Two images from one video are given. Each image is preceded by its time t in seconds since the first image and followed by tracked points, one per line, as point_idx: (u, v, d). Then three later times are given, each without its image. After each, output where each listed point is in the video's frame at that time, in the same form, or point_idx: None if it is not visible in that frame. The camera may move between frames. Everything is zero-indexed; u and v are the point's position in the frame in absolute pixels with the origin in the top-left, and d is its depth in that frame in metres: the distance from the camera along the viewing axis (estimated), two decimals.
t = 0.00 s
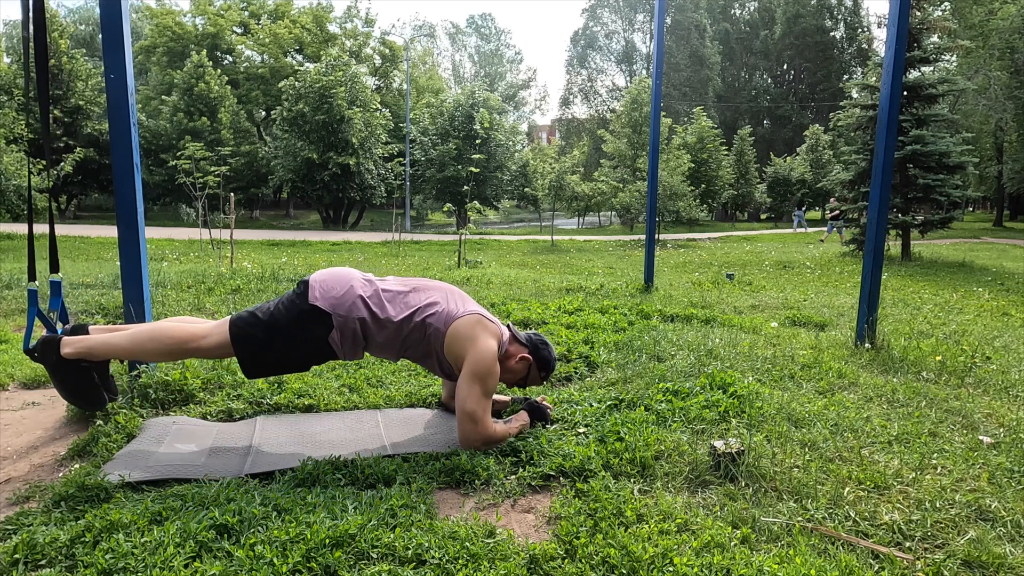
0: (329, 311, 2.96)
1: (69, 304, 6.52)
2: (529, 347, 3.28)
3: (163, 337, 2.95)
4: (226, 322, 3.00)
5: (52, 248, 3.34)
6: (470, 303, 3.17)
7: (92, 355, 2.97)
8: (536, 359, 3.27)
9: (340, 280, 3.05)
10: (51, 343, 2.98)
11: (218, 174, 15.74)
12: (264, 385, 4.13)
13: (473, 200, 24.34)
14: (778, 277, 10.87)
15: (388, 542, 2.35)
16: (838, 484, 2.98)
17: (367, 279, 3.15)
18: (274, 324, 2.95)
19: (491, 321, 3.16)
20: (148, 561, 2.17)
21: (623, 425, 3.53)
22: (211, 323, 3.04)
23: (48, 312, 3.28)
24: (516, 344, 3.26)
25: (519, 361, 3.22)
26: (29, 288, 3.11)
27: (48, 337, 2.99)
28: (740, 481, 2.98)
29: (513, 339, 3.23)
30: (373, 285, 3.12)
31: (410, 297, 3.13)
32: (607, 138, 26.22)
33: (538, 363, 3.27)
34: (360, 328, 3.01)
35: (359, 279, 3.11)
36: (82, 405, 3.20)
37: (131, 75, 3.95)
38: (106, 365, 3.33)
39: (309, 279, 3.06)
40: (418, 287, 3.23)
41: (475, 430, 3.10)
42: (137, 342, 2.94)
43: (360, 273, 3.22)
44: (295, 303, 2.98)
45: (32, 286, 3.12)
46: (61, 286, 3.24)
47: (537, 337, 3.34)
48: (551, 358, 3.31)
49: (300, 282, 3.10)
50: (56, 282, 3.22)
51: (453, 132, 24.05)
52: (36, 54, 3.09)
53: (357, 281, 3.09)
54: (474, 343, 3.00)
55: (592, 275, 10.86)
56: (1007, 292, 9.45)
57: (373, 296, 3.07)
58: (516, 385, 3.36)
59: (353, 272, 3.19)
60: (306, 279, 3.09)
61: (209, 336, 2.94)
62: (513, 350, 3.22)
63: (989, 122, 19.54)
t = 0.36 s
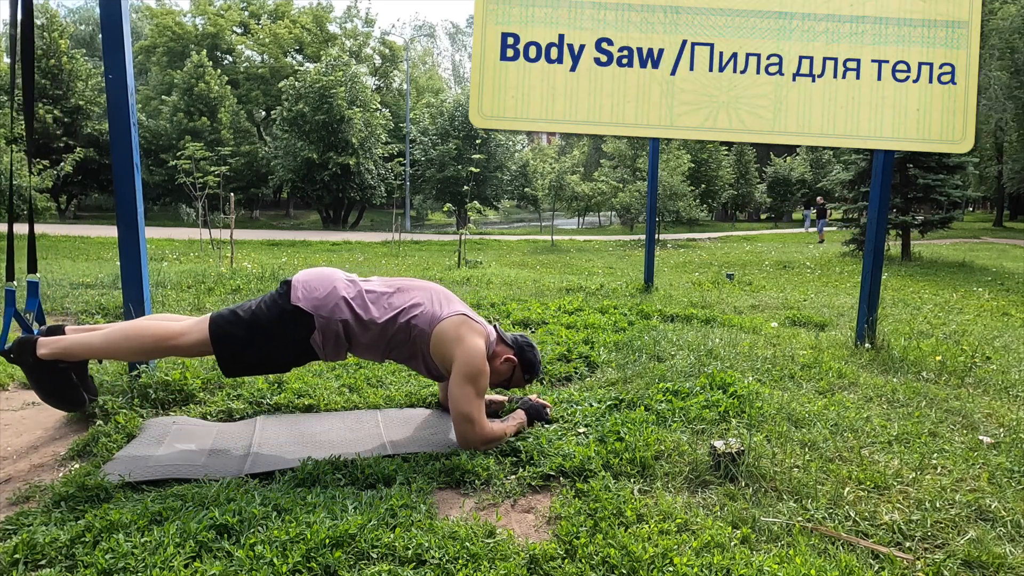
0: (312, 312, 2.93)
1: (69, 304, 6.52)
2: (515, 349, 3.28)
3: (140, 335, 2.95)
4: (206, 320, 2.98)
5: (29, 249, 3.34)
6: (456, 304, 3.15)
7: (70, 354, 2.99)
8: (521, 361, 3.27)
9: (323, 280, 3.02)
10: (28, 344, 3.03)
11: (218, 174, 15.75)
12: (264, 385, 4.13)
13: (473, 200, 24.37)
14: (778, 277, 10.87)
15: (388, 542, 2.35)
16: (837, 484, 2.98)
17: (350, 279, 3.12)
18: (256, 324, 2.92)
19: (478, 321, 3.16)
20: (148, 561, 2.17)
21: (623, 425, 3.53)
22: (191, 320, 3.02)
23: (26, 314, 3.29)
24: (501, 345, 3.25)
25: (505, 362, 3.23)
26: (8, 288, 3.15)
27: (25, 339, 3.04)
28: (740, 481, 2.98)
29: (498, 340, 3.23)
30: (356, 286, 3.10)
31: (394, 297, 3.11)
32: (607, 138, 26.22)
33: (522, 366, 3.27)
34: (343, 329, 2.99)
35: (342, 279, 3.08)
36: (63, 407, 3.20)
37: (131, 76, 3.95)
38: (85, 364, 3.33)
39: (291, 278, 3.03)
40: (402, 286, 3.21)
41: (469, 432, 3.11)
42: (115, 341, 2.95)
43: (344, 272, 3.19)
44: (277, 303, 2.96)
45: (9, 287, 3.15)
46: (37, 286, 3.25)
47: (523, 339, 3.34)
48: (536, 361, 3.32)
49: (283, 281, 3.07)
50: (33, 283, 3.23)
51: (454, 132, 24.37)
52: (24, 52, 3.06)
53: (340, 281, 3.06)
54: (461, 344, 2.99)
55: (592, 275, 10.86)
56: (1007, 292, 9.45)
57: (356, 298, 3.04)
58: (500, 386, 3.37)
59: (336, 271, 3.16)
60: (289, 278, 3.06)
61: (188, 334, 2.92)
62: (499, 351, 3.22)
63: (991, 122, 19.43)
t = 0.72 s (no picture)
0: (300, 319, 2.95)
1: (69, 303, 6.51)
2: (507, 351, 3.28)
3: (126, 339, 2.93)
4: (194, 325, 2.99)
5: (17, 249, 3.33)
6: (446, 307, 3.15)
7: (56, 357, 2.95)
8: (513, 364, 3.27)
9: (310, 287, 3.03)
10: (13, 344, 2.95)
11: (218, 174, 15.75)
12: (264, 386, 4.12)
13: (473, 200, 24.40)
14: (778, 277, 10.87)
15: (388, 542, 2.35)
16: (838, 484, 2.98)
17: (338, 286, 3.14)
18: (243, 330, 2.93)
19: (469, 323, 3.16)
20: (148, 561, 2.17)
21: (623, 425, 3.53)
22: (178, 324, 3.03)
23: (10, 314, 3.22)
24: (493, 348, 3.26)
25: (496, 364, 3.23)
26: None
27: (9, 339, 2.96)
28: (740, 481, 2.98)
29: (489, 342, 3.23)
30: (344, 292, 3.11)
31: (383, 302, 3.11)
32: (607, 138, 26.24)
33: (513, 369, 3.27)
34: (331, 336, 3.00)
35: (330, 286, 3.09)
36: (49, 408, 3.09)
37: (131, 75, 3.95)
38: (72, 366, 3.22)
39: (280, 286, 3.05)
40: (392, 290, 3.22)
41: (465, 433, 3.10)
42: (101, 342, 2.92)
43: (333, 279, 3.20)
44: (264, 309, 2.97)
45: None
46: (22, 288, 3.25)
47: (515, 342, 3.34)
48: (528, 364, 3.31)
49: (272, 288, 3.08)
50: (19, 283, 3.24)
51: (453, 132, 24.35)
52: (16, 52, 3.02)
53: (329, 288, 3.08)
54: (452, 347, 3.00)
55: (591, 275, 10.87)
56: (1007, 292, 9.45)
57: (344, 305, 3.05)
58: (493, 389, 3.37)
59: (325, 278, 3.18)
60: (277, 285, 3.07)
61: (173, 338, 2.93)
62: (491, 353, 3.22)
63: (991, 122, 19.41)
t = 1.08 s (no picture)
0: (292, 330, 2.95)
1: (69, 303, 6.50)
2: (502, 352, 3.27)
3: (119, 343, 2.94)
4: (186, 333, 2.98)
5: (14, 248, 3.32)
6: (439, 311, 3.14)
7: (48, 357, 2.94)
8: (509, 365, 3.27)
9: (302, 297, 3.03)
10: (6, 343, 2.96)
11: (218, 174, 15.75)
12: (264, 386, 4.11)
13: (473, 200, 24.41)
14: (778, 277, 10.87)
15: (388, 542, 2.35)
16: (838, 484, 2.98)
17: (331, 295, 3.13)
18: (235, 341, 2.93)
19: (464, 324, 3.16)
20: (148, 561, 2.17)
21: (623, 425, 3.53)
22: (171, 332, 3.03)
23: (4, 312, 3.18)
24: (489, 348, 3.26)
25: (492, 365, 3.23)
26: None
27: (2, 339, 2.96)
28: (740, 481, 2.98)
29: (485, 343, 3.23)
30: (337, 300, 3.11)
31: (376, 309, 3.11)
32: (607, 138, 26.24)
33: (510, 369, 3.27)
34: (324, 345, 2.99)
35: (322, 295, 3.09)
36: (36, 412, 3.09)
37: (131, 75, 3.95)
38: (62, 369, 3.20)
39: (272, 296, 3.04)
40: (385, 296, 3.21)
41: (463, 434, 3.10)
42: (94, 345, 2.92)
43: (326, 288, 3.19)
44: (255, 320, 2.96)
45: None
46: (20, 286, 3.22)
47: (511, 343, 3.33)
48: (525, 364, 3.31)
49: (264, 298, 3.08)
50: (16, 281, 3.20)
51: (453, 132, 24.35)
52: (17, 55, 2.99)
53: (321, 298, 3.07)
54: (447, 349, 2.99)
55: (592, 275, 10.87)
56: (1006, 292, 9.45)
57: (337, 315, 3.04)
58: (490, 389, 3.37)
59: (317, 287, 3.17)
60: (270, 295, 3.07)
61: (165, 346, 2.93)
62: (487, 354, 3.22)
63: (991, 122, 19.38)
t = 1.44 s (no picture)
0: (304, 339, 2.97)
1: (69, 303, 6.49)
2: (515, 348, 3.27)
3: (134, 347, 2.96)
4: (199, 341, 3.01)
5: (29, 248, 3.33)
6: (449, 312, 3.14)
7: (64, 360, 2.97)
8: (523, 360, 3.27)
9: (312, 305, 3.06)
10: (24, 344, 2.98)
11: (218, 174, 15.74)
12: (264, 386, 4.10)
13: (473, 200, 24.42)
14: (778, 277, 10.87)
15: (388, 542, 2.35)
16: (837, 484, 2.98)
17: (342, 302, 3.15)
18: (249, 349, 2.96)
19: (475, 323, 3.17)
20: (148, 561, 2.17)
21: (623, 425, 3.53)
22: (185, 337, 3.06)
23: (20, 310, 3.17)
24: (501, 345, 3.26)
25: (505, 361, 3.23)
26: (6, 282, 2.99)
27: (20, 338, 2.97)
28: (740, 481, 2.98)
29: (496, 341, 3.23)
30: (348, 306, 3.13)
31: (387, 313, 3.12)
32: (607, 138, 26.24)
33: (523, 365, 3.27)
34: (336, 354, 3.02)
35: (332, 302, 3.11)
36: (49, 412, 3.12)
37: (131, 75, 3.95)
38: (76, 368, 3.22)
39: (284, 304, 3.06)
40: (396, 300, 3.23)
41: (469, 431, 3.10)
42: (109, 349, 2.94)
43: (338, 295, 3.21)
44: (267, 330, 2.99)
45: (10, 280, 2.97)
46: (36, 285, 3.22)
47: (524, 338, 3.33)
48: (538, 360, 3.31)
49: (276, 306, 3.10)
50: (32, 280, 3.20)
51: (453, 132, 24.36)
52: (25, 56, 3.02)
53: (332, 306, 3.08)
54: (456, 350, 3.00)
55: (591, 275, 10.86)
56: (1006, 292, 9.45)
57: (348, 322, 3.06)
58: (504, 385, 3.38)
59: (328, 295, 3.19)
60: (281, 304, 3.10)
61: (179, 351, 2.96)
62: (499, 351, 3.22)
63: (991, 122, 19.39)
